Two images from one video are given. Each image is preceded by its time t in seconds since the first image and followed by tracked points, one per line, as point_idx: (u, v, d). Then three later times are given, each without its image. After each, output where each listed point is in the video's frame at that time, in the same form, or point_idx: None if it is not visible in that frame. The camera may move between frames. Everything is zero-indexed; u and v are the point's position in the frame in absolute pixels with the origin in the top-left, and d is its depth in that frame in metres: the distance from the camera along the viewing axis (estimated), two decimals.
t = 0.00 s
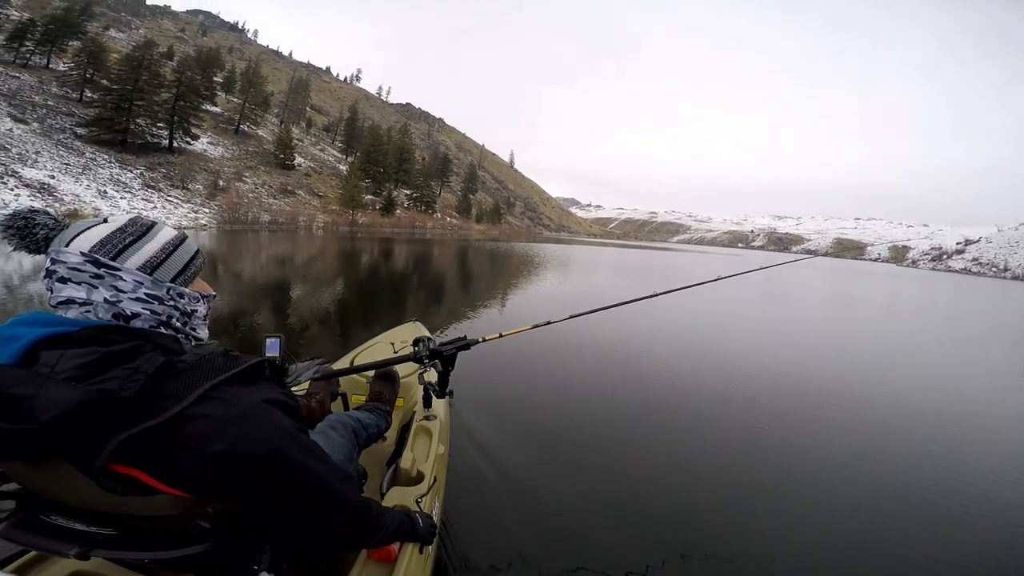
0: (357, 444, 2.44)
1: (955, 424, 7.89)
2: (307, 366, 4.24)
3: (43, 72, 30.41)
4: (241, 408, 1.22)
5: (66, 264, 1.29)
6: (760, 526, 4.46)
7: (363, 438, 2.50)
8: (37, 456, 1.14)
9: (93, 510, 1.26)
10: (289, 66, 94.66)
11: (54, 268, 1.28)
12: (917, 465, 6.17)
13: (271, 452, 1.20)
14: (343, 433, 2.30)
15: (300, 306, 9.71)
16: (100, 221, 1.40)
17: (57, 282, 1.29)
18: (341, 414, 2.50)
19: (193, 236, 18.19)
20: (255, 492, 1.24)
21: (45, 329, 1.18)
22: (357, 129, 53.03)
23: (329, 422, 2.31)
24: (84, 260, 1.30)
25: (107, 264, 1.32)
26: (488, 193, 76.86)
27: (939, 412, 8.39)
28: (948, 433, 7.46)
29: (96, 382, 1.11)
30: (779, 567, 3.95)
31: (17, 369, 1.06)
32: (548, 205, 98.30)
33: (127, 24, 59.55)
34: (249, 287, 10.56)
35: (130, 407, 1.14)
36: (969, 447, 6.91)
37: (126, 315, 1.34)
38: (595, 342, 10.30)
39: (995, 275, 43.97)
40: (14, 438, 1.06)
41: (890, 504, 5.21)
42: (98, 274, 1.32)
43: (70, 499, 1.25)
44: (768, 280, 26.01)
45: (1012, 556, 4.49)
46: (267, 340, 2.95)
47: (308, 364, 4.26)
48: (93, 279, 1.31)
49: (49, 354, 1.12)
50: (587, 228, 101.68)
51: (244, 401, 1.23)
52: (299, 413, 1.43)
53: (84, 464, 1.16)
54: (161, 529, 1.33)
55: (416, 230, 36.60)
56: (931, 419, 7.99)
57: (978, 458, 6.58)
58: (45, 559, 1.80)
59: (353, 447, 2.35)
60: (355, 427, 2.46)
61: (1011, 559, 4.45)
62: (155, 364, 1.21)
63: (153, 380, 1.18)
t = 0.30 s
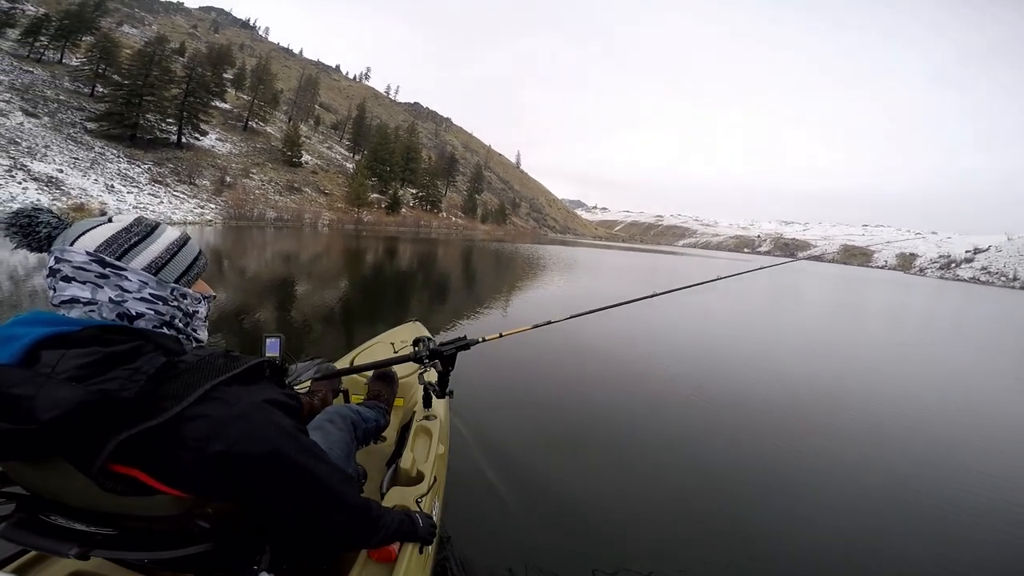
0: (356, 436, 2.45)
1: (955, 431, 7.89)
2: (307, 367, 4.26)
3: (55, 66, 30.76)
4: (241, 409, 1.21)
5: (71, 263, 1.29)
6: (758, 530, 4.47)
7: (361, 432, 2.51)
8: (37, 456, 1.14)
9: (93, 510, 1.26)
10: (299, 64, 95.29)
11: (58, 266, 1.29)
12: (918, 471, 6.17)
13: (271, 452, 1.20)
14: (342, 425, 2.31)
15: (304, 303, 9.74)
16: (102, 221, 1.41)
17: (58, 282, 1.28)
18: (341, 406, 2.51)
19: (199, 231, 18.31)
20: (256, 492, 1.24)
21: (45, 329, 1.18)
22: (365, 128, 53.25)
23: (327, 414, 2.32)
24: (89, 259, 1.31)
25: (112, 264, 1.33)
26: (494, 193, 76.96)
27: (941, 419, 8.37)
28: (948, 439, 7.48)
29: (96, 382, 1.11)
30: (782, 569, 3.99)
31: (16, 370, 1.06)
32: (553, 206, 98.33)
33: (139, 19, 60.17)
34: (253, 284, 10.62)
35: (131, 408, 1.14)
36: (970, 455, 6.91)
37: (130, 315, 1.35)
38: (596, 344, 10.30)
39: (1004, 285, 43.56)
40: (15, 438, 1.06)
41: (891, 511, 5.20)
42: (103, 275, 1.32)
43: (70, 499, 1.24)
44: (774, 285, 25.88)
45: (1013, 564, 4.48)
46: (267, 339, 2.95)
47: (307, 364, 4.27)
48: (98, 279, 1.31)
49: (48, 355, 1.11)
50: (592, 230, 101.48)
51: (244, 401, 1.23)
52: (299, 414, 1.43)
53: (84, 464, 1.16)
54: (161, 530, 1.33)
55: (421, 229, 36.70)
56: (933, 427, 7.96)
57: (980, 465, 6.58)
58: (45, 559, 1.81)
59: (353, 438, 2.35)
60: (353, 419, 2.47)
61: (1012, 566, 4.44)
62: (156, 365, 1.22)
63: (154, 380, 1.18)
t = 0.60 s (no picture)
0: (354, 424, 2.47)
1: (958, 433, 7.83)
2: (306, 366, 4.26)
3: (62, 66, 31.05)
4: (241, 409, 1.21)
5: (116, 258, 1.43)
6: (762, 530, 4.48)
7: (360, 420, 2.54)
8: (36, 456, 1.13)
9: (92, 510, 1.26)
10: (304, 64, 95.72)
11: (102, 261, 1.40)
12: (921, 474, 6.12)
13: (271, 452, 1.20)
14: (338, 415, 2.30)
15: (307, 303, 9.77)
16: (132, 224, 1.61)
17: (102, 275, 1.39)
18: (340, 394, 2.54)
19: (203, 231, 18.40)
20: (255, 492, 1.24)
21: (51, 328, 1.19)
22: (369, 128, 53.40)
23: (323, 403, 2.31)
24: (133, 257, 1.48)
25: (153, 263, 1.53)
26: (497, 194, 76.97)
27: (945, 422, 8.31)
28: (952, 441, 7.44)
29: (98, 382, 1.11)
30: (783, 569, 3.98)
31: (17, 370, 1.06)
32: (557, 207, 98.28)
33: (146, 20, 60.61)
34: (256, 283, 10.66)
35: (132, 408, 1.14)
36: (973, 457, 6.87)
37: (166, 311, 1.50)
38: (597, 345, 10.27)
39: (1012, 288, 43.07)
40: (14, 438, 1.06)
41: (893, 511, 5.20)
42: (144, 271, 1.49)
43: (70, 500, 1.24)
44: (778, 287, 25.74)
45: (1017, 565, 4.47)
46: (267, 339, 2.95)
47: (306, 364, 4.28)
48: (141, 275, 1.47)
49: (50, 355, 1.12)
50: (597, 231, 101.23)
51: (244, 401, 1.23)
52: (299, 414, 1.43)
53: (84, 464, 1.16)
54: (160, 530, 1.33)
55: (424, 230, 36.75)
56: (938, 429, 7.92)
57: (983, 468, 6.53)
58: (45, 559, 1.82)
59: (350, 426, 2.36)
60: (350, 409, 2.48)
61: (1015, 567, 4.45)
62: (157, 365, 1.21)
63: (154, 380, 1.18)
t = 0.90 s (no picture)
0: (352, 421, 2.48)
1: (966, 429, 7.74)
2: (307, 366, 4.26)
3: (63, 70, 31.24)
4: (241, 409, 1.21)
5: (118, 256, 1.44)
6: (767, 525, 4.49)
7: (358, 416, 2.55)
8: (36, 456, 1.13)
9: (93, 509, 1.25)
10: (305, 66, 96.13)
11: (105, 260, 1.41)
12: (930, 472, 6.03)
13: (271, 453, 1.20)
14: (336, 412, 2.30)
15: (310, 304, 9.79)
16: (130, 223, 1.60)
17: (106, 273, 1.39)
18: (338, 390, 2.54)
19: (205, 233, 18.49)
20: (255, 492, 1.23)
21: (49, 328, 1.19)
22: (371, 129, 53.46)
23: (320, 400, 2.31)
24: (136, 255, 1.49)
25: (154, 260, 1.54)
26: (500, 194, 76.95)
27: (952, 418, 8.22)
28: (958, 437, 7.37)
29: (97, 382, 1.11)
30: (789, 564, 3.98)
31: (17, 370, 1.06)
32: (560, 206, 98.17)
33: (147, 23, 61.02)
34: (259, 285, 10.70)
35: (133, 407, 1.14)
36: (981, 453, 6.79)
37: (167, 308, 1.52)
38: (599, 343, 10.24)
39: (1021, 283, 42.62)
40: (14, 439, 1.06)
41: (899, 505, 5.20)
42: (146, 269, 1.50)
43: (69, 500, 1.23)
44: (784, 284, 25.58)
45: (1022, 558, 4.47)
46: (267, 339, 2.95)
47: (307, 364, 4.28)
48: (143, 273, 1.48)
49: (51, 355, 1.12)
50: (600, 229, 100.89)
51: (243, 402, 1.23)
52: (299, 414, 1.43)
53: (83, 464, 1.15)
54: (161, 530, 1.33)
55: (427, 230, 36.76)
56: (944, 424, 7.88)
57: (991, 464, 6.44)
58: (45, 559, 1.82)
59: (348, 424, 2.36)
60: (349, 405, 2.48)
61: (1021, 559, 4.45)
62: (156, 364, 1.21)
63: (154, 380, 1.18)
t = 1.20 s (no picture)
0: (354, 422, 2.47)
1: (972, 427, 7.68)
2: (308, 366, 4.26)
3: (64, 74, 31.38)
4: (240, 410, 1.20)
5: (116, 258, 1.43)
6: (770, 524, 4.50)
7: (360, 418, 2.54)
8: (36, 456, 1.12)
9: (93, 510, 1.25)
10: (306, 68, 96.34)
11: (102, 261, 1.40)
12: (935, 472, 5.97)
13: (271, 453, 1.19)
14: (337, 413, 2.30)
15: (313, 306, 9.80)
16: (127, 223, 1.59)
17: (105, 274, 1.39)
18: (340, 392, 2.53)
19: (207, 236, 18.53)
20: (255, 493, 1.23)
21: (48, 329, 1.18)
22: (372, 130, 53.51)
23: (321, 401, 2.31)
24: (133, 255, 1.48)
25: (153, 261, 1.54)
26: (502, 194, 76.91)
27: (958, 416, 8.15)
28: (963, 435, 7.32)
29: (96, 383, 1.11)
30: (792, 563, 3.99)
31: (17, 370, 1.06)
32: (562, 206, 98.10)
33: (147, 26, 61.29)
34: (262, 287, 10.72)
35: (132, 408, 1.13)
36: (986, 450, 6.77)
37: (166, 309, 1.52)
38: (601, 343, 10.23)
39: None
40: (13, 440, 1.05)
41: (903, 503, 5.19)
42: (145, 271, 1.49)
43: (70, 500, 1.23)
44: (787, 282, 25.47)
45: None
46: (267, 339, 2.94)
47: (308, 364, 4.28)
48: (141, 274, 1.47)
49: (50, 356, 1.12)
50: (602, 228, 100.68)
51: (243, 402, 1.22)
52: (299, 415, 1.42)
53: (82, 465, 1.15)
54: (161, 530, 1.32)
55: (429, 231, 36.77)
56: (948, 421, 7.87)
57: (997, 463, 6.38)
58: (46, 559, 1.82)
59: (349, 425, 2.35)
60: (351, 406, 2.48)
61: None
62: (156, 365, 1.21)
63: (154, 380, 1.18)
